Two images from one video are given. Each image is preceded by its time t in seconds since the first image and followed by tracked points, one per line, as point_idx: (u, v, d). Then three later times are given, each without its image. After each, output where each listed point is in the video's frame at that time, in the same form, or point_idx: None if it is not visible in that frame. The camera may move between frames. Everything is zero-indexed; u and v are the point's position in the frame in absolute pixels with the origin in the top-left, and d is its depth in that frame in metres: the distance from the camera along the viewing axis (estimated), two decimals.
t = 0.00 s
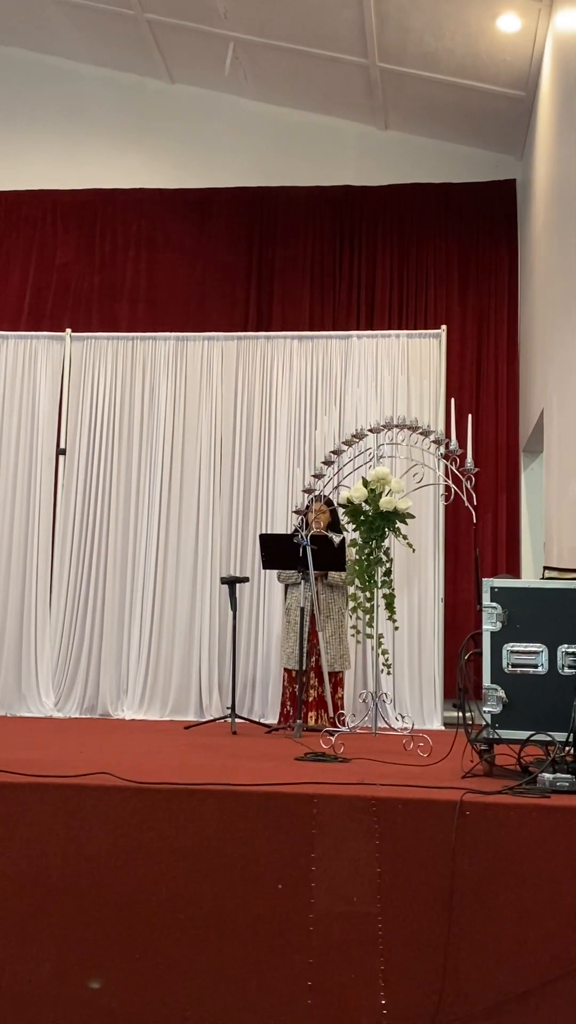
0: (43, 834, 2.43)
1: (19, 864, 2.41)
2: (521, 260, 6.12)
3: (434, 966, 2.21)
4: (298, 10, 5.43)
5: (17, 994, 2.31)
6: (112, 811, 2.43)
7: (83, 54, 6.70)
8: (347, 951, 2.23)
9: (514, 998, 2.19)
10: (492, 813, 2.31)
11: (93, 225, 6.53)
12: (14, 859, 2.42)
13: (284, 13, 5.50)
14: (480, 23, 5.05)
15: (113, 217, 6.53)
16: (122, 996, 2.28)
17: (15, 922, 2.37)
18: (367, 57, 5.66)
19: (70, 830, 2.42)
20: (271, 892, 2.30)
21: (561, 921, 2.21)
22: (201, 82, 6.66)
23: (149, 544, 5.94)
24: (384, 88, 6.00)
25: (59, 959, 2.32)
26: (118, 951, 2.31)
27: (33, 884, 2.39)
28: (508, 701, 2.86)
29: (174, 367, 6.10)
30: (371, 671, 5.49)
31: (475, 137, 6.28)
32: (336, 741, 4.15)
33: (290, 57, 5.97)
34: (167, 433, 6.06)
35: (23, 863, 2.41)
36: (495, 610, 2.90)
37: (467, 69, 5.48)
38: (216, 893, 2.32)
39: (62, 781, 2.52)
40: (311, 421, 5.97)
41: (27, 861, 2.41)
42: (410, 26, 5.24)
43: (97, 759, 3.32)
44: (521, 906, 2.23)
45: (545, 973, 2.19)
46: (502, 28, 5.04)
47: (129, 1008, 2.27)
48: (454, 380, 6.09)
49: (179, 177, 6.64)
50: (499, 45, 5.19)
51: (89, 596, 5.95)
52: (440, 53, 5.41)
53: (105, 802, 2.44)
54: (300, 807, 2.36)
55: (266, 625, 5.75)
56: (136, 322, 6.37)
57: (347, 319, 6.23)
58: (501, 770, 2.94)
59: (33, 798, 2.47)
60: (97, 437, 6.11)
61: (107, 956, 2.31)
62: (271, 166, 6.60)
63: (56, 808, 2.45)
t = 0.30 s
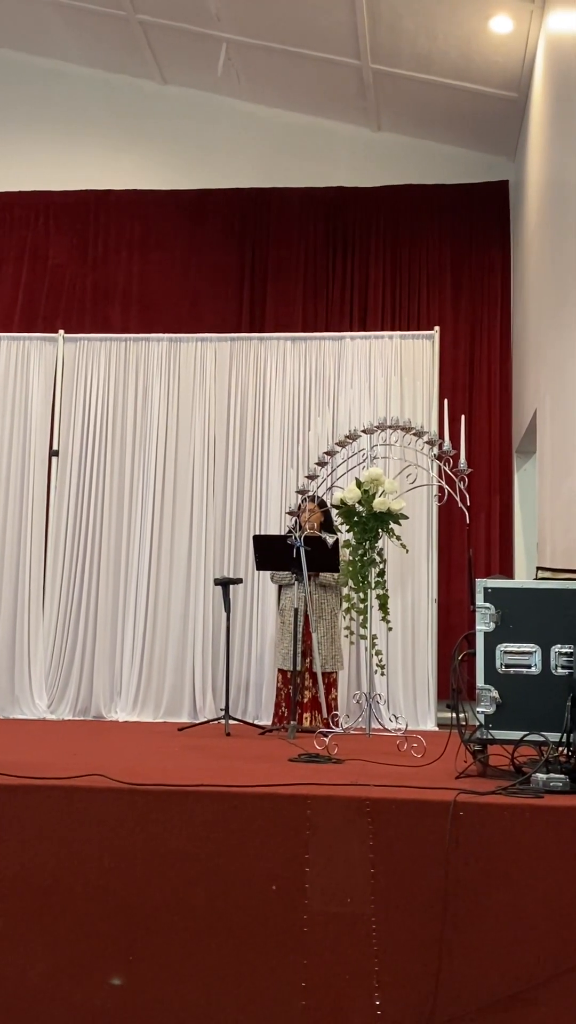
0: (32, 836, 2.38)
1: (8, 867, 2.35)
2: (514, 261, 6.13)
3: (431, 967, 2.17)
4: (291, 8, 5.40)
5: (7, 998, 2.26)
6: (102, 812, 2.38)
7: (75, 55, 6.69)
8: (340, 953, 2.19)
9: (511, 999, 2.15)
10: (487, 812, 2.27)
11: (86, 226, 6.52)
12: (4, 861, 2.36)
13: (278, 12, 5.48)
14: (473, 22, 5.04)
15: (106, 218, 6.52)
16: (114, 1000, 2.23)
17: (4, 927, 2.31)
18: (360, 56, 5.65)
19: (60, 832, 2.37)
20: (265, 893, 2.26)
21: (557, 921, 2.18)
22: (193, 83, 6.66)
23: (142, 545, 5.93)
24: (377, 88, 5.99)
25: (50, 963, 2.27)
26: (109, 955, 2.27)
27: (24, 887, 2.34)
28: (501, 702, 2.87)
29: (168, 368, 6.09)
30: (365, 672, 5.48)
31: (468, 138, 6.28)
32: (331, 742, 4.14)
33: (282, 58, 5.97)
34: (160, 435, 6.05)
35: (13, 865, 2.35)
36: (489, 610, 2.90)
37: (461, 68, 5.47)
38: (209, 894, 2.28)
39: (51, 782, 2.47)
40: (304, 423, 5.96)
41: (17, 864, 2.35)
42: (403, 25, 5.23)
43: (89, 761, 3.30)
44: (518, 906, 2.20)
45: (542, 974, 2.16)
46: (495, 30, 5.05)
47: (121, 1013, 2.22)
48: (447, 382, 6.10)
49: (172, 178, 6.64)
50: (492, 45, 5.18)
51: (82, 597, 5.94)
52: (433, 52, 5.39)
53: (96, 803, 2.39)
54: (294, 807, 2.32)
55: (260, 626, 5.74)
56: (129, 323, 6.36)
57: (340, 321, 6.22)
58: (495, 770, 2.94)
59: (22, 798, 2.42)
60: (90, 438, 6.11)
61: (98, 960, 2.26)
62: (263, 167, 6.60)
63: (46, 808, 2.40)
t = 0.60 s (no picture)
0: (28, 840, 2.37)
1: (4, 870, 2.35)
2: (508, 263, 6.14)
3: (426, 970, 2.17)
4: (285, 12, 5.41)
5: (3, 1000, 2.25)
6: (98, 815, 2.37)
7: (69, 58, 6.69)
8: (336, 955, 2.19)
9: (507, 1001, 2.15)
10: (482, 814, 2.27)
11: (80, 229, 6.52)
12: None
13: (271, 15, 5.49)
14: (467, 26, 5.05)
15: (100, 221, 6.53)
16: (111, 1003, 2.23)
17: (0, 930, 2.30)
18: (353, 59, 5.65)
19: (55, 835, 2.37)
20: (260, 896, 2.26)
21: (552, 922, 2.18)
22: (187, 86, 6.66)
23: (137, 548, 5.93)
24: (371, 90, 5.99)
25: (47, 966, 2.27)
26: (105, 957, 2.26)
27: (19, 889, 2.33)
28: (496, 703, 2.87)
29: (162, 371, 6.09)
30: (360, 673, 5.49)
31: (463, 141, 6.28)
32: (326, 745, 4.13)
33: (276, 61, 5.97)
34: (155, 437, 6.05)
35: (9, 868, 2.35)
36: (484, 611, 2.91)
37: (454, 71, 5.48)
38: (205, 897, 2.27)
39: (46, 785, 2.46)
40: (299, 425, 5.96)
41: (13, 868, 2.35)
42: (397, 28, 5.24)
43: (85, 763, 3.29)
44: (513, 907, 2.20)
45: (537, 974, 2.16)
46: (488, 32, 5.05)
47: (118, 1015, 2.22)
48: (441, 384, 6.10)
49: (166, 180, 6.64)
50: (485, 48, 5.19)
51: (77, 599, 5.94)
52: (426, 55, 5.40)
53: (91, 805, 2.38)
54: (289, 809, 2.32)
55: (255, 629, 5.73)
56: (123, 325, 6.36)
57: (335, 323, 6.23)
58: (491, 771, 2.94)
59: (18, 801, 2.41)
60: (85, 441, 6.10)
61: (94, 962, 2.26)
62: (257, 170, 6.61)
63: (41, 811, 2.39)
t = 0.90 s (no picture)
0: (24, 844, 2.36)
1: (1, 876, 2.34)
2: (503, 266, 6.15)
3: (424, 973, 2.17)
4: (279, 17, 5.42)
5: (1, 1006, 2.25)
6: (94, 820, 2.36)
7: (64, 62, 6.69)
8: (334, 959, 2.19)
9: (504, 1003, 2.16)
10: (479, 817, 2.26)
11: (75, 234, 6.53)
12: None
13: (265, 20, 5.49)
14: (460, 30, 5.06)
15: (94, 225, 6.53)
16: (109, 1007, 2.23)
17: None
18: (348, 63, 5.66)
19: (51, 840, 2.36)
20: (257, 900, 2.25)
21: (549, 925, 2.18)
22: (181, 91, 6.67)
23: (133, 552, 5.92)
24: (365, 94, 5.99)
25: (45, 971, 2.27)
26: (102, 962, 2.26)
27: (16, 895, 2.32)
28: (493, 706, 2.87)
29: (157, 375, 6.08)
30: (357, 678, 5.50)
31: (457, 144, 6.29)
32: (323, 749, 4.13)
33: (270, 65, 5.97)
34: (150, 441, 6.05)
35: (6, 874, 2.34)
36: (480, 614, 2.91)
37: (448, 76, 5.49)
38: (201, 901, 2.27)
39: (43, 790, 2.46)
40: (295, 428, 5.95)
41: (9, 873, 2.34)
42: (391, 33, 5.25)
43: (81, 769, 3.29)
44: (510, 911, 2.20)
45: (533, 977, 2.15)
46: (482, 36, 5.06)
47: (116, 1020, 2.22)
48: (436, 387, 6.11)
49: (161, 184, 6.64)
50: (478, 52, 5.20)
51: (73, 604, 5.93)
52: (420, 60, 5.41)
53: (87, 810, 2.37)
54: (286, 814, 2.31)
55: (251, 633, 5.73)
56: (118, 329, 6.36)
57: (330, 327, 6.24)
58: (488, 774, 2.94)
59: (14, 807, 2.40)
60: (80, 445, 6.09)
61: (92, 968, 2.26)
62: (252, 174, 6.62)
63: (38, 817, 2.38)
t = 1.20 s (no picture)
0: (23, 852, 2.36)
1: None
2: (499, 271, 6.16)
3: (424, 980, 2.16)
4: (275, 23, 5.44)
5: None
6: (93, 827, 2.36)
7: (60, 70, 6.71)
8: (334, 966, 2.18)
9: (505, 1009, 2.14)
10: (479, 822, 2.26)
11: (72, 241, 6.54)
12: None
13: (261, 27, 5.51)
14: (456, 36, 5.08)
15: (91, 232, 6.54)
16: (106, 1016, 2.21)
17: None
18: (344, 69, 5.68)
19: (51, 847, 2.35)
20: (257, 907, 2.25)
21: (550, 930, 2.17)
22: (178, 98, 6.69)
23: (131, 558, 5.91)
24: (361, 100, 6.01)
25: (41, 980, 2.25)
26: (100, 970, 2.24)
27: (16, 903, 2.32)
28: (492, 711, 2.86)
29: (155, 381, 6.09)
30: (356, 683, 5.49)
31: (453, 150, 6.31)
32: (322, 755, 4.12)
33: (266, 71, 5.99)
34: (148, 447, 6.05)
35: (5, 881, 2.33)
36: (478, 619, 2.91)
37: (444, 82, 5.51)
38: (201, 908, 2.26)
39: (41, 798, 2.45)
40: (292, 434, 5.96)
41: (8, 881, 2.33)
42: (387, 38, 5.27)
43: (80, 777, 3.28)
44: (511, 915, 2.19)
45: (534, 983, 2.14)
46: (477, 41, 5.08)
47: None
48: (434, 393, 6.11)
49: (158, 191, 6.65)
50: (474, 58, 5.22)
51: (71, 611, 5.92)
52: (416, 66, 5.43)
53: (86, 818, 2.37)
54: (285, 820, 2.31)
55: (250, 639, 5.73)
56: (116, 335, 6.36)
57: (327, 333, 6.24)
58: (487, 780, 2.94)
59: (14, 814, 2.40)
60: (78, 452, 6.09)
61: (91, 976, 2.24)
62: (249, 180, 6.62)
63: (37, 824, 2.38)
